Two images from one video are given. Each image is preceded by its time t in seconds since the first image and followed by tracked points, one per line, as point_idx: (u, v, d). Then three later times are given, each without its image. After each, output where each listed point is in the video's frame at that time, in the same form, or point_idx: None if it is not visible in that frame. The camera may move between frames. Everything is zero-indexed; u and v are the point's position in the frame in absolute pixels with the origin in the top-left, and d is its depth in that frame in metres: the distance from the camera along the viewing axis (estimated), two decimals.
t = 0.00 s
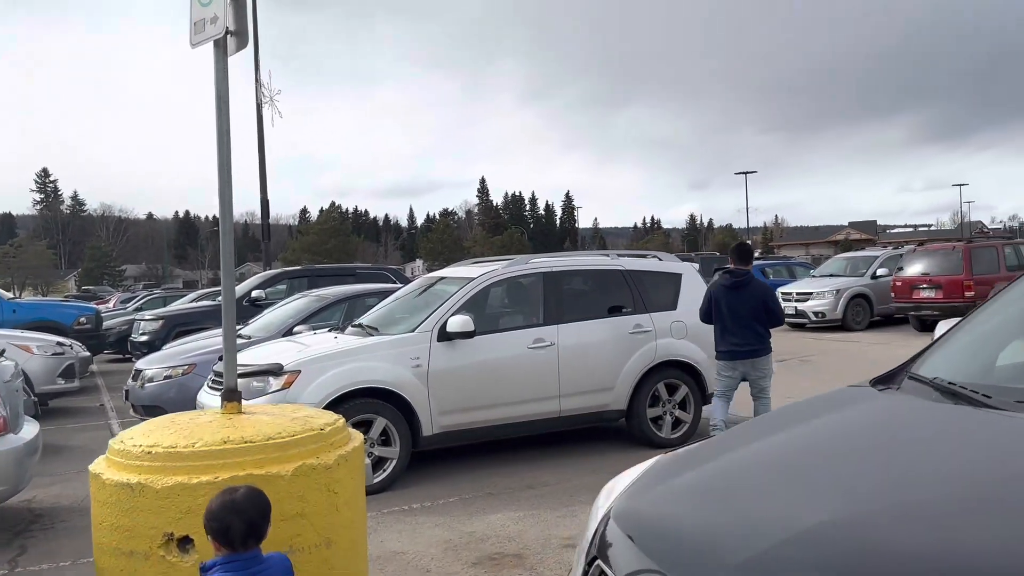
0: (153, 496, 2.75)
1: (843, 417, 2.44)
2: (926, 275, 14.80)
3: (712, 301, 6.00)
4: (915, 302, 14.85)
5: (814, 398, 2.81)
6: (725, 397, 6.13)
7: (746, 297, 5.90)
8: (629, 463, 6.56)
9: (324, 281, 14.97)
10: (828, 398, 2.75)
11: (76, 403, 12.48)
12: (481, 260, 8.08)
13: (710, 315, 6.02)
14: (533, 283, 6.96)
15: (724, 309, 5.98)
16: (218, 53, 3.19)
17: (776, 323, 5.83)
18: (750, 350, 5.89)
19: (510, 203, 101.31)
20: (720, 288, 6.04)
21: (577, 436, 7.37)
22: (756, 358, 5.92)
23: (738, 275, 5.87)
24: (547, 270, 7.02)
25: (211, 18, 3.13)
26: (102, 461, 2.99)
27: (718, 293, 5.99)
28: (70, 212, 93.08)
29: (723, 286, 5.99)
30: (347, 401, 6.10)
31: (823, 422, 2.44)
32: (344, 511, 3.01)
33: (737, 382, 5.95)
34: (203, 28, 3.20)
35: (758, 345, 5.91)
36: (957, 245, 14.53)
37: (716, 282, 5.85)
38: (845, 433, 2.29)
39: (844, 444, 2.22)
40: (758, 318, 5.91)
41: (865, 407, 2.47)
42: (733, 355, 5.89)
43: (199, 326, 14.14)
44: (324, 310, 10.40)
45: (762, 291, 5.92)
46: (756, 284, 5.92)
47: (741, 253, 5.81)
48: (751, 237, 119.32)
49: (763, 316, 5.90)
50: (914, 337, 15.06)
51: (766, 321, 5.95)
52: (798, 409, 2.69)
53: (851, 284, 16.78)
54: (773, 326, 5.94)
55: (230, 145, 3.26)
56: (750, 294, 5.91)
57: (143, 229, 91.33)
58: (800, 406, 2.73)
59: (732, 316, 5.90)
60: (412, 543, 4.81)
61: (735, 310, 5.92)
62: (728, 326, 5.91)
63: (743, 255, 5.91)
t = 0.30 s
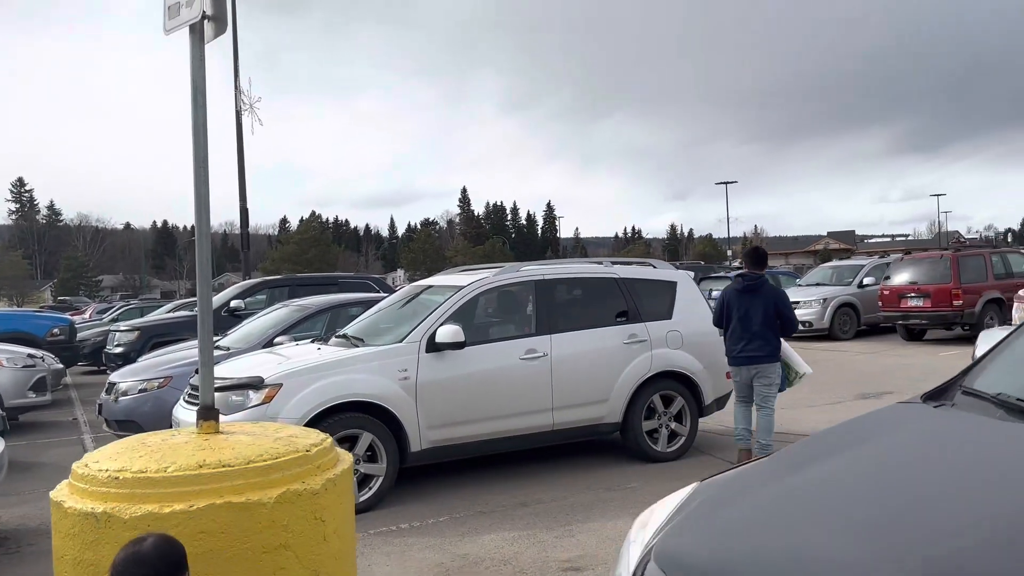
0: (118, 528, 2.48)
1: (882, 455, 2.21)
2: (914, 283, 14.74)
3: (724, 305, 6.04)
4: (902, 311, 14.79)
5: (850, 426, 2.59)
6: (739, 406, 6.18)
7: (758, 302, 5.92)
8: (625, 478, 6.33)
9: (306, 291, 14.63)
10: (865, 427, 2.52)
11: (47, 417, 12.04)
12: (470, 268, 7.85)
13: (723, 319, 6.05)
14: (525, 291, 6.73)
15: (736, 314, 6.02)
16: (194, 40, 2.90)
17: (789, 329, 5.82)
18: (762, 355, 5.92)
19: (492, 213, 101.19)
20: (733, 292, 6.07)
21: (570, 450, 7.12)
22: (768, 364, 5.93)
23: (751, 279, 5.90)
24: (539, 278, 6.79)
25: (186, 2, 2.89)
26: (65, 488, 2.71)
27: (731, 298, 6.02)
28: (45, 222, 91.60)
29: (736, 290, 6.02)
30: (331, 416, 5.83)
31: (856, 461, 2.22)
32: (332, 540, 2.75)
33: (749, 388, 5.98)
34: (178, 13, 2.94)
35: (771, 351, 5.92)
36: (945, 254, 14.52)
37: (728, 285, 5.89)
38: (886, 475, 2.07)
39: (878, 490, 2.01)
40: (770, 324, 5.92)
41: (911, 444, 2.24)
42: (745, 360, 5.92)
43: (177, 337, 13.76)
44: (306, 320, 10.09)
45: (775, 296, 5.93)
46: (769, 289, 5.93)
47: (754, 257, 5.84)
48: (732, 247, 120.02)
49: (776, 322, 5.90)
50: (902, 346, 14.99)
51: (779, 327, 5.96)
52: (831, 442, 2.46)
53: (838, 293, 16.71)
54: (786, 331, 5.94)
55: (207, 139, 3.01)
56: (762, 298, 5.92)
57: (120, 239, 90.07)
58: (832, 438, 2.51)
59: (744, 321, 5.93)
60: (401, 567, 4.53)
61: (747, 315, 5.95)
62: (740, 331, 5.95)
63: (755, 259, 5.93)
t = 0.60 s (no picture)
0: (92, 565, 2.24)
1: (921, 533, 2.00)
2: (902, 289, 14.69)
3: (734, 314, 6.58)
4: (891, 316, 14.74)
5: (892, 484, 2.37)
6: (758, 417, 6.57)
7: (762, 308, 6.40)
8: (624, 490, 6.11)
9: (288, 296, 14.31)
10: (910, 488, 2.30)
11: (19, 428, 11.61)
12: (462, 273, 7.62)
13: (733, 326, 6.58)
14: (521, 297, 6.51)
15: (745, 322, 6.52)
16: (177, 21, 2.76)
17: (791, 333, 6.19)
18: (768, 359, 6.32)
19: (474, 218, 100.94)
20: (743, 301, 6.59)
21: (566, 462, 6.90)
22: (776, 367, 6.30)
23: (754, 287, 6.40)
24: (534, 282, 6.58)
25: None
26: (32, 516, 2.46)
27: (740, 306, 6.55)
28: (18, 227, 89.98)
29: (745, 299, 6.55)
30: (319, 429, 5.57)
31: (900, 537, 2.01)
32: (330, 573, 2.52)
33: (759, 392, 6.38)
34: None
35: (777, 355, 6.31)
36: (933, 259, 14.50)
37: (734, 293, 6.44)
38: (941, 553, 1.88)
39: (939, 559, 1.86)
40: (776, 329, 6.34)
41: (964, 509, 2.06)
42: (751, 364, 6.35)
43: (155, 345, 13.37)
44: (290, 326, 9.80)
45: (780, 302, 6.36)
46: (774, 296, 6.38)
47: (755, 265, 6.39)
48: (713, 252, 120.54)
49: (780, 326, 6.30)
50: (890, 351, 14.93)
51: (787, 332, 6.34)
52: (865, 506, 2.26)
53: (825, 298, 16.65)
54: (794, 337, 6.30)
55: (189, 129, 2.82)
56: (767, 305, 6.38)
57: (97, 244, 88.72)
58: (868, 501, 2.30)
59: (749, 327, 6.42)
60: None
61: (753, 321, 6.43)
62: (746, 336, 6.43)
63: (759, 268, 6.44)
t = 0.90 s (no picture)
0: None
1: None
2: (890, 289, 14.65)
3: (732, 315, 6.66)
4: (878, 317, 14.69)
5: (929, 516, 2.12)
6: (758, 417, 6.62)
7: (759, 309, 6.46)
8: (619, 497, 5.91)
9: (268, 297, 14.00)
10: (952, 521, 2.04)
11: None
12: (449, 273, 7.39)
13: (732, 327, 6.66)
14: (511, 298, 6.30)
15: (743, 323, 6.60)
16: None
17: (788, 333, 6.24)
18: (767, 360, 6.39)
19: (457, 218, 100.62)
20: (740, 301, 6.66)
21: (557, 467, 6.69)
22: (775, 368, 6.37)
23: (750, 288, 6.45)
24: (524, 282, 6.37)
25: None
26: None
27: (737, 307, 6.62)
28: None
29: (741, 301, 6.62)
30: (301, 435, 5.33)
31: (934, 574, 1.79)
32: None
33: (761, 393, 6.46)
34: None
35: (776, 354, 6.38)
36: (920, 259, 14.46)
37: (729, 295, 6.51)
38: None
39: None
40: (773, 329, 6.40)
41: None
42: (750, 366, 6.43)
43: (131, 346, 13.01)
44: (271, 328, 9.51)
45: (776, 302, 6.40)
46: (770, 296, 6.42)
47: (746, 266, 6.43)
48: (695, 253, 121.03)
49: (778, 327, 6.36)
50: (877, 352, 14.88)
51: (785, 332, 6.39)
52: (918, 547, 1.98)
53: (812, 298, 16.59)
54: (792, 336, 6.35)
55: (160, 114, 2.59)
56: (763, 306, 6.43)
57: (73, 243, 87.37)
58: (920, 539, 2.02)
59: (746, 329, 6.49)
60: None
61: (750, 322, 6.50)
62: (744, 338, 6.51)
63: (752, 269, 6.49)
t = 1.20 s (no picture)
0: None
1: None
2: (875, 288, 14.62)
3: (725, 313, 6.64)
4: (863, 315, 14.66)
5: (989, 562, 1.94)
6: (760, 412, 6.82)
7: (755, 308, 6.49)
8: (609, 501, 5.73)
9: (246, 295, 13.70)
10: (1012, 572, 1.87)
11: None
12: (432, 270, 7.18)
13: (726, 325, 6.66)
14: (498, 296, 6.09)
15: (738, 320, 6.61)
16: None
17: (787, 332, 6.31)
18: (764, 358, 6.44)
19: (439, 215, 100.24)
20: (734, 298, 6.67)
21: (544, 471, 6.50)
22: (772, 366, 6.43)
23: (748, 286, 6.46)
24: (511, 280, 6.17)
25: None
26: None
27: (732, 305, 6.62)
28: None
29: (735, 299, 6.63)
30: (278, 439, 5.10)
31: None
32: None
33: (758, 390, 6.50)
34: None
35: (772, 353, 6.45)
36: (905, 257, 14.45)
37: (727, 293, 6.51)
38: None
39: None
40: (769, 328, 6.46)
41: None
42: (748, 363, 6.45)
43: (105, 345, 12.67)
44: (249, 327, 9.24)
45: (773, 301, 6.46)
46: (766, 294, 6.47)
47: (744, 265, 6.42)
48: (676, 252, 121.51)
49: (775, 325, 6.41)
50: (862, 351, 14.85)
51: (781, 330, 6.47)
52: None
53: (797, 297, 16.55)
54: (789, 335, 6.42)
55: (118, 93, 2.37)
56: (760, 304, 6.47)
57: (48, 240, 85.97)
58: None
59: (743, 327, 6.50)
60: None
61: (746, 320, 6.52)
62: (740, 336, 6.52)
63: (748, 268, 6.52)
